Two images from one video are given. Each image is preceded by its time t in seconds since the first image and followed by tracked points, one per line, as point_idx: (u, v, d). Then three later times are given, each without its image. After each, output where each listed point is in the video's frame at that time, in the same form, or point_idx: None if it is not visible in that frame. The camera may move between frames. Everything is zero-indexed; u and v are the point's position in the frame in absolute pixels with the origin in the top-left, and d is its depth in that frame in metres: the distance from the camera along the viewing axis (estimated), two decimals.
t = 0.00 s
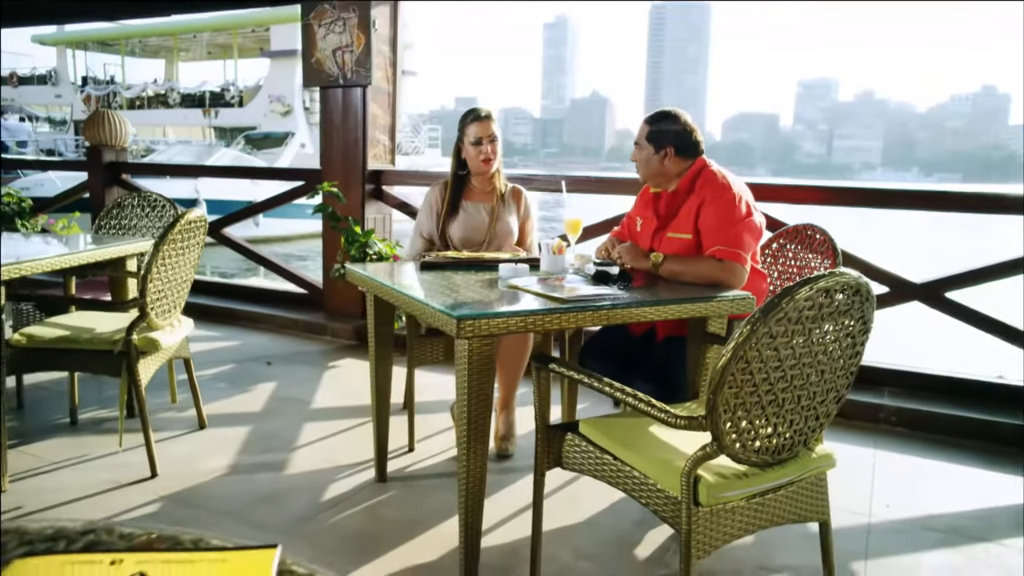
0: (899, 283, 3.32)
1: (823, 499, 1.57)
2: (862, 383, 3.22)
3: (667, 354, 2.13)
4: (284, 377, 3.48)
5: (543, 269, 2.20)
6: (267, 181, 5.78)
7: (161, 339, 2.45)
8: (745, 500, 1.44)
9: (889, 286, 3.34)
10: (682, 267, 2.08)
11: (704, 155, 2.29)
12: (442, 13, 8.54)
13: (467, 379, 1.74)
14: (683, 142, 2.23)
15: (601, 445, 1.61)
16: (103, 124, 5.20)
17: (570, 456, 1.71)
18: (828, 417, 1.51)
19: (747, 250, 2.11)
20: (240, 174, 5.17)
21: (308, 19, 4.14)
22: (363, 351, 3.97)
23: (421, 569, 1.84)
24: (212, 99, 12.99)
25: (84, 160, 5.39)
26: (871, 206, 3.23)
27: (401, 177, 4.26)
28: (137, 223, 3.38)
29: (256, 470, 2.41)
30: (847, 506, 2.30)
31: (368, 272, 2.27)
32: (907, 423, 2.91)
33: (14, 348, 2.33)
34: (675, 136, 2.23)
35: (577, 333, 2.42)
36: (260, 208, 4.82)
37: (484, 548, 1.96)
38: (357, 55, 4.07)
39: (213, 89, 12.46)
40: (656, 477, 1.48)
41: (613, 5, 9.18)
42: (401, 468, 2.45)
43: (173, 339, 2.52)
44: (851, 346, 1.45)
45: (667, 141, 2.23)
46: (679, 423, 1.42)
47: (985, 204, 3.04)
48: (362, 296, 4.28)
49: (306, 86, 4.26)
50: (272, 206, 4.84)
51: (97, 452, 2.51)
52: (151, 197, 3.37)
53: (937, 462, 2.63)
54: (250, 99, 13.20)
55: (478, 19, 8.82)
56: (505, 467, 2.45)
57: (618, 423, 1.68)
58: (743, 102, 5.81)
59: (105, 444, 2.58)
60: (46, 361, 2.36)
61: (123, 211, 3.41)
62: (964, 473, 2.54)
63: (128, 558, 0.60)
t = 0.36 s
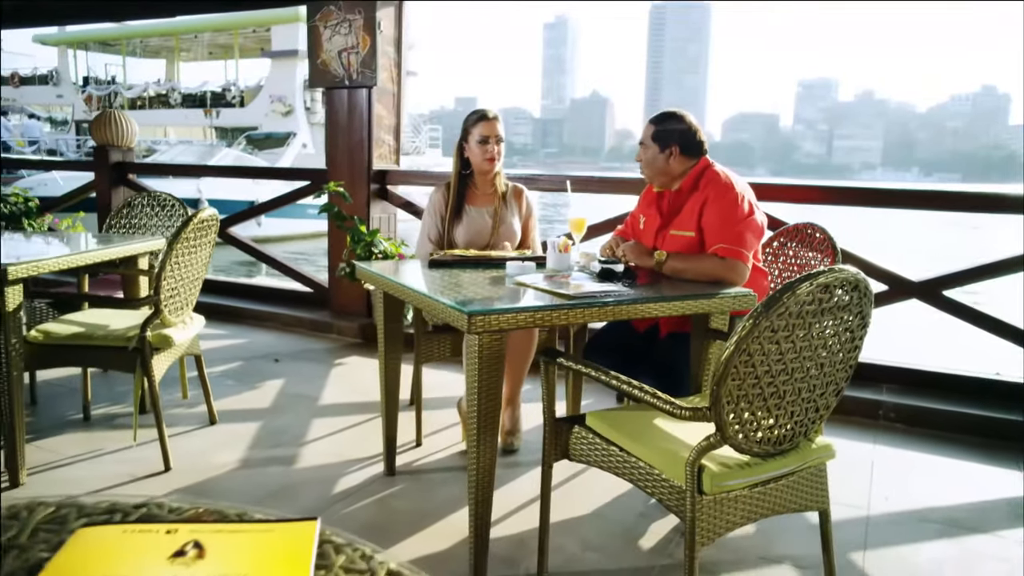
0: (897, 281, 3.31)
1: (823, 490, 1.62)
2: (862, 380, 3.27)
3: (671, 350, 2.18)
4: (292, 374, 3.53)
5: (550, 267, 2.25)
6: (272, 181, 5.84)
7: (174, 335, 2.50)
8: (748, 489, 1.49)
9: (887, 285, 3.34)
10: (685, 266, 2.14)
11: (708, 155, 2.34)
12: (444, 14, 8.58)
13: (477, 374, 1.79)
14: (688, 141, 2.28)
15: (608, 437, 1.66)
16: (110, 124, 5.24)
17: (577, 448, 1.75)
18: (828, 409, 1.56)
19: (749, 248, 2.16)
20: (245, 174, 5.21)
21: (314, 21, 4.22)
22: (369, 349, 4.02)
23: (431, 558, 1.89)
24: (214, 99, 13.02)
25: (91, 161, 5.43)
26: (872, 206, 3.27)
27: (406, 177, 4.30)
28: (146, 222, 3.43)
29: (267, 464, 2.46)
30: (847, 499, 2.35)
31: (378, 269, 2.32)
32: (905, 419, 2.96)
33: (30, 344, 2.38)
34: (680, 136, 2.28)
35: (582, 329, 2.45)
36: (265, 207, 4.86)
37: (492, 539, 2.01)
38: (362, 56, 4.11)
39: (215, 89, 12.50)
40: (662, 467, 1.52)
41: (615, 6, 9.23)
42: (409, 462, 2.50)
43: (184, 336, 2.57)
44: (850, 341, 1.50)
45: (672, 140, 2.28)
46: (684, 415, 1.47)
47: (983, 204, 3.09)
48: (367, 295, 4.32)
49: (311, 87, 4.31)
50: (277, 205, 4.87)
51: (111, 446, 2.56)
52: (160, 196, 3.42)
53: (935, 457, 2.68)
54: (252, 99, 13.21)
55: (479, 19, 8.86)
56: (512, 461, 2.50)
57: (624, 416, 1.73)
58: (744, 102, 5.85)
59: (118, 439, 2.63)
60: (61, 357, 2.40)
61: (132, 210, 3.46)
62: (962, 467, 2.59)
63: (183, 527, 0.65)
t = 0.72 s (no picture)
0: (896, 280, 3.36)
1: (823, 481, 1.67)
2: (862, 377, 3.33)
3: (675, 344, 2.23)
4: (299, 371, 3.58)
5: (555, 265, 2.30)
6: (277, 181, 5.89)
7: (187, 332, 2.54)
8: (750, 478, 1.55)
9: (886, 283, 3.38)
10: (688, 240, 2.17)
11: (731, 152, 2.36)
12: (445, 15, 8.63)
13: (487, 368, 1.84)
14: (714, 132, 2.30)
15: (615, 429, 1.71)
16: (116, 124, 5.29)
17: (584, 440, 1.81)
18: (828, 402, 1.61)
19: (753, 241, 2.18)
20: (250, 174, 5.26)
21: (320, 23, 4.25)
22: (374, 347, 4.07)
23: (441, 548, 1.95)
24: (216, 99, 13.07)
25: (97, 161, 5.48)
26: (871, 205, 3.32)
27: (410, 177, 4.35)
28: (156, 221, 3.48)
29: (279, 458, 2.51)
30: (846, 492, 2.40)
31: (388, 267, 2.38)
32: (904, 415, 3.01)
33: (48, 340, 2.44)
34: (706, 125, 2.30)
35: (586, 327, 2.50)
36: (270, 207, 4.90)
37: (502, 531, 2.06)
38: (368, 58, 4.17)
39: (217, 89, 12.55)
40: (667, 458, 1.58)
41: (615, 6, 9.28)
42: (418, 456, 2.55)
43: (197, 333, 2.62)
44: (849, 336, 1.55)
45: (698, 128, 2.29)
46: (689, 407, 1.53)
47: (981, 203, 3.14)
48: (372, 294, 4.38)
49: (318, 88, 4.37)
50: (283, 205, 4.91)
51: (125, 441, 2.61)
52: (170, 196, 3.47)
53: (933, 451, 2.73)
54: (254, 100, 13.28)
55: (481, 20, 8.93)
56: (518, 456, 2.55)
57: (630, 409, 1.78)
58: (743, 102, 5.91)
59: (131, 434, 2.68)
60: (79, 353, 2.46)
61: (143, 210, 3.51)
62: (959, 461, 2.64)
63: (234, 499, 0.69)
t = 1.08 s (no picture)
0: (894, 278, 3.42)
1: (823, 472, 1.72)
2: (861, 374, 3.38)
3: (678, 339, 2.29)
4: (307, 368, 3.64)
5: (562, 262, 2.36)
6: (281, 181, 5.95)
7: (200, 329, 2.60)
8: (753, 468, 1.60)
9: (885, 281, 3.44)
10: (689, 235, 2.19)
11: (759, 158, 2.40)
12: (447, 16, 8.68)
13: (497, 363, 1.90)
14: (747, 134, 2.36)
15: (621, 421, 1.77)
16: (123, 125, 5.34)
17: (591, 433, 1.86)
18: (827, 395, 1.67)
19: (759, 244, 2.24)
20: (255, 174, 5.31)
21: (327, 25, 4.33)
22: (381, 345, 4.12)
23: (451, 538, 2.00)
24: (217, 99, 13.13)
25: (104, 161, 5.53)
26: (870, 205, 3.37)
27: (415, 177, 4.41)
28: (166, 221, 3.53)
29: (290, 452, 2.57)
30: (845, 485, 2.45)
31: (398, 265, 2.43)
32: (903, 411, 3.06)
33: (65, 337, 2.49)
34: (740, 127, 2.35)
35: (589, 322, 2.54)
36: (276, 207, 4.95)
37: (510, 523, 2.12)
38: (374, 60, 4.22)
39: (218, 89, 12.61)
40: (672, 449, 1.63)
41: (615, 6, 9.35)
42: (426, 451, 2.60)
43: (210, 330, 2.67)
44: (848, 331, 1.60)
45: (733, 129, 2.35)
46: (693, 399, 1.58)
47: (981, 202, 3.19)
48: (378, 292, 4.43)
49: (324, 89, 4.42)
50: (288, 204, 4.94)
51: (139, 436, 2.66)
52: (180, 196, 3.52)
53: (931, 446, 2.78)
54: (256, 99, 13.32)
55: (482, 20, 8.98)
56: (523, 450, 2.60)
57: (636, 402, 1.83)
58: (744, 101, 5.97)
59: (145, 429, 2.73)
60: (94, 350, 2.51)
61: (153, 209, 3.56)
62: (956, 456, 2.70)
63: (274, 477, 0.75)
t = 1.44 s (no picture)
0: (893, 276, 3.47)
1: (823, 463, 1.77)
2: (861, 371, 3.43)
3: (681, 336, 2.34)
4: (314, 366, 3.69)
5: (568, 261, 2.41)
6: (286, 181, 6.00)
7: (212, 326, 2.66)
8: (755, 459, 1.65)
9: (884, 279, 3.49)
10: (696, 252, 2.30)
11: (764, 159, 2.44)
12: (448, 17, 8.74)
13: (506, 357, 1.95)
14: (751, 135, 2.38)
15: (627, 415, 1.82)
16: (129, 126, 5.40)
17: (597, 427, 1.91)
18: (827, 389, 1.72)
19: (764, 249, 2.31)
20: (260, 174, 5.36)
21: (333, 27, 4.39)
22: (386, 343, 4.17)
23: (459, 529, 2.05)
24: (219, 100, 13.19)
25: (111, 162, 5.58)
26: (869, 205, 3.42)
27: (420, 178, 4.47)
28: (176, 221, 3.58)
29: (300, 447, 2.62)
30: (844, 479, 2.51)
31: (407, 264, 2.49)
32: (901, 407, 3.12)
33: (80, 333, 2.54)
34: (743, 129, 2.39)
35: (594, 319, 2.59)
36: (281, 207, 5.00)
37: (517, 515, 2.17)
38: (379, 61, 4.28)
39: (220, 89, 12.68)
40: (677, 441, 1.68)
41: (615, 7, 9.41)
42: (434, 446, 2.65)
43: (222, 327, 2.73)
44: (847, 326, 1.65)
45: (736, 131, 2.39)
46: (698, 392, 1.63)
47: (979, 202, 3.24)
48: (383, 291, 4.48)
49: (329, 90, 4.48)
50: (294, 204, 4.96)
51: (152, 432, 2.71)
52: (189, 197, 3.56)
53: (929, 441, 2.84)
54: (257, 100, 13.38)
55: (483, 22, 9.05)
56: (529, 445, 2.65)
57: (641, 396, 1.88)
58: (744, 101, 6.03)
59: (157, 425, 2.78)
60: (108, 346, 2.56)
61: (163, 209, 3.61)
62: (953, 451, 2.75)
63: (311, 459, 0.80)
